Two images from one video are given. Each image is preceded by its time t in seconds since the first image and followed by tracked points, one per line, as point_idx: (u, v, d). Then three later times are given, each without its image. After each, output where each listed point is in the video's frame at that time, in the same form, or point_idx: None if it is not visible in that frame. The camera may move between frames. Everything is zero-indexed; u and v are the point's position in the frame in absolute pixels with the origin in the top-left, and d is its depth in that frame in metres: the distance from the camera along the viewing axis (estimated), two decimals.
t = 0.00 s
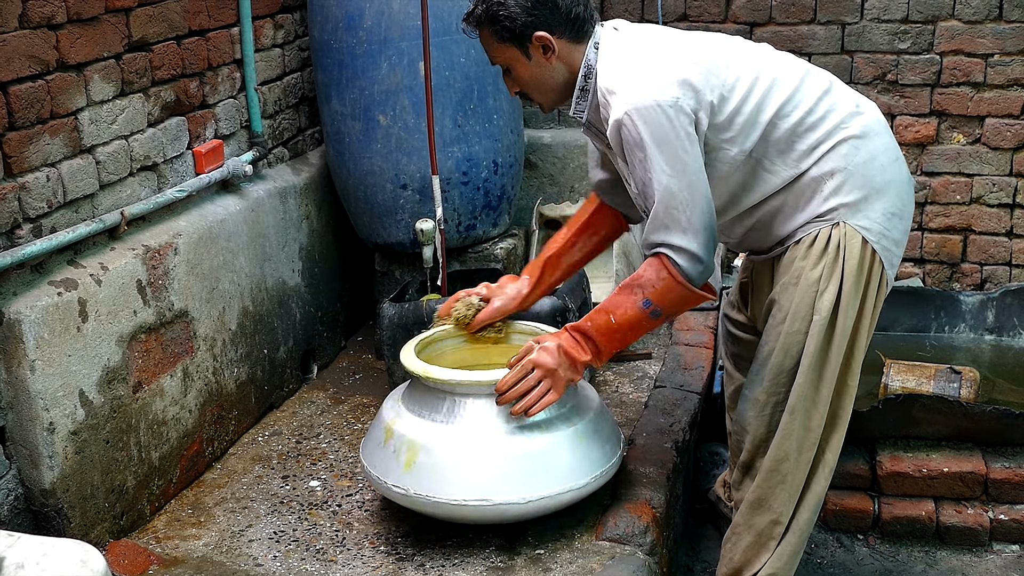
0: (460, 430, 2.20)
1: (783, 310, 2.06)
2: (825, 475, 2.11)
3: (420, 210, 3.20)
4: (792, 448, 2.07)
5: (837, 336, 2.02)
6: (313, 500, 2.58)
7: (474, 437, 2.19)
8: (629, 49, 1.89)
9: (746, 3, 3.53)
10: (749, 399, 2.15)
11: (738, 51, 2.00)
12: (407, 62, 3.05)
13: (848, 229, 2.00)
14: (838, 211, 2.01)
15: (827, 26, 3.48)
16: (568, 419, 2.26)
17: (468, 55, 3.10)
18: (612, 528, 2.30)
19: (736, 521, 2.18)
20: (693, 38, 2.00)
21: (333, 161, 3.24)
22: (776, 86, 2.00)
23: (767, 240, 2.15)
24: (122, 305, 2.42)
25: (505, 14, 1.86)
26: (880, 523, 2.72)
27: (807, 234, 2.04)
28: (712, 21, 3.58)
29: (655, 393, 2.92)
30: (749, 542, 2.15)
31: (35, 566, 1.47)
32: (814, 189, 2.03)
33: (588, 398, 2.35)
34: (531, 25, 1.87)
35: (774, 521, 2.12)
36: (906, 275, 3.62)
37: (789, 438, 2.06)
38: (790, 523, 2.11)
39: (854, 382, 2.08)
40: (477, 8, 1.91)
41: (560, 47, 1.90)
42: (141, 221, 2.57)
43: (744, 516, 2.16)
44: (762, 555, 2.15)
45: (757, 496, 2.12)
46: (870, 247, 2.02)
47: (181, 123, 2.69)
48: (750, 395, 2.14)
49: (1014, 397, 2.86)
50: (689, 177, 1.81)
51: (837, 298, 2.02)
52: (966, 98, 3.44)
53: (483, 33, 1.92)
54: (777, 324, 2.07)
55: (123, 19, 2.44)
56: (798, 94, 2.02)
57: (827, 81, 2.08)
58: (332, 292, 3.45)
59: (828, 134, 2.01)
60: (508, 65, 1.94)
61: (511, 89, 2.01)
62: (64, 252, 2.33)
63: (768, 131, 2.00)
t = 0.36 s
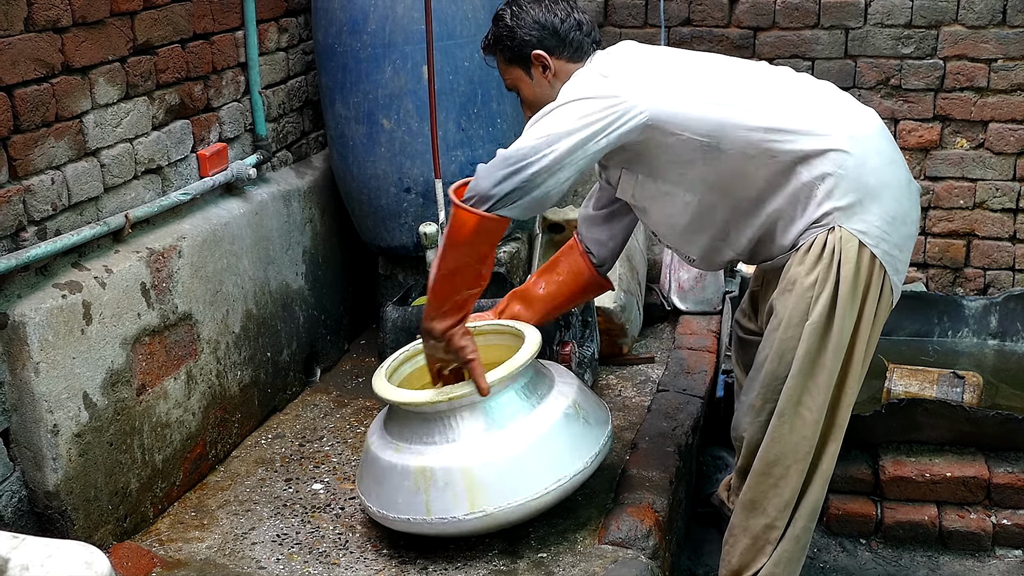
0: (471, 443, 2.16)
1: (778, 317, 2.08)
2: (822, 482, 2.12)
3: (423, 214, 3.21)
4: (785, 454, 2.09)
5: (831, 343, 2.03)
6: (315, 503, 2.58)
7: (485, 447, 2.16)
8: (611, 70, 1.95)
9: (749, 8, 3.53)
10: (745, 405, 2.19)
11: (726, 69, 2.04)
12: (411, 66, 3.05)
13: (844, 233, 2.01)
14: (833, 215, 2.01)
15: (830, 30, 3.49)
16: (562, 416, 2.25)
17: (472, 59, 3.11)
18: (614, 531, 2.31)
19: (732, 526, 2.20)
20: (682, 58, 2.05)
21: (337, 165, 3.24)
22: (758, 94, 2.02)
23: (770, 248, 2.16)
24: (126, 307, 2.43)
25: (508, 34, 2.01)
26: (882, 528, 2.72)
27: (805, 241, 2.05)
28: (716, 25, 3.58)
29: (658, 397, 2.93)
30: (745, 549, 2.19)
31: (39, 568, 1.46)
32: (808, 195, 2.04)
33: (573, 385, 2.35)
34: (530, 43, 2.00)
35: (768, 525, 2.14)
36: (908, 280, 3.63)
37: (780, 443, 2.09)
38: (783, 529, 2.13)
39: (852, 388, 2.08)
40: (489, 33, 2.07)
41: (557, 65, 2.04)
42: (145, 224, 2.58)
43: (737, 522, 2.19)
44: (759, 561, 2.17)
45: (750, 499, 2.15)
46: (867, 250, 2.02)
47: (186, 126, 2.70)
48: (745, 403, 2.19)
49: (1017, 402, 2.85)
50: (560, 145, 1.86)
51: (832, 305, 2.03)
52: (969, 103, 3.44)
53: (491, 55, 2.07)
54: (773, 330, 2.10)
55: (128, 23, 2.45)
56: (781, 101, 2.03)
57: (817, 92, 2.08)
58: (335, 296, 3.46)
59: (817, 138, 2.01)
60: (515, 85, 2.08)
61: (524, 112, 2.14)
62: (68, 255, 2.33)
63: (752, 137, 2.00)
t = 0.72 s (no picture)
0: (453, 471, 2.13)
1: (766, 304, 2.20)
2: (818, 471, 2.19)
3: (427, 217, 3.21)
4: (777, 445, 2.19)
5: (812, 332, 2.12)
6: (318, 507, 2.58)
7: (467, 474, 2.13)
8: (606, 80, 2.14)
9: (753, 13, 3.54)
10: (738, 398, 2.31)
11: (708, 79, 2.21)
12: (415, 70, 3.06)
13: (824, 224, 2.11)
14: (812, 207, 2.13)
15: (834, 35, 3.49)
16: (543, 443, 2.24)
17: (476, 63, 3.11)
18: (617, 535, 2.31)
19: (736, 523, 2.32)
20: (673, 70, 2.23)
21: (341, 169, 3.24)
22: (734, 97, 2.18)
23: (766, 244, 2.29)
24: (130, 310, 2.43)
25: (507, 68, 2.16)
26: (885, 532, 2.72)
27: (792, 236, 2.16)
28: (720, 30, 3.59)
29: (661, 400, 2.93)
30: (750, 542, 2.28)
31: (43, 570, 1.49)
32: (791, 190, 2.15)
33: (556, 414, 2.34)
34: (526, 74, 2.14)
35: (768, 520, 2.24)
36: (912, 284, 3.63)
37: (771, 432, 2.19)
38: (783, 523, 2.23)
39: (839, 383, 2.17)
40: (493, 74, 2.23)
41: (553, 92, 2.15)
42: (149, 227, 2.58)
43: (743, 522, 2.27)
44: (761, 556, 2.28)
45: (749, 493, 2.26)
46: (848, 239, 2.11)
47: (190, 130, 2.70)
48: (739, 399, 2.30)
49: (1020, 407, 2.87)
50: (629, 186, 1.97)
51: (813, 294, 2.13)
52: (973, 108, 3.44)
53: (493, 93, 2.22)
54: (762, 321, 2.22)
55: (133, 27, 2.46)
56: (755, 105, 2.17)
57: (796, 92, 2.20)
58: (339, 299, 3.46)
59: (789, 135, 2.14)
60: (518, 117, 2.21)
61: (530, 144, 2.25)
62: (73, 259, 2.34)
63: (727, 135, 2.17)
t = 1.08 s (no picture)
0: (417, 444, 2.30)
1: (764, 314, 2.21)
2: (808, 474, 2.17)
3: (441, 206, 3.39)
4: (766, 439, 2.20)
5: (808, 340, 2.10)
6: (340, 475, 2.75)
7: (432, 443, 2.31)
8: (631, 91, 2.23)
9: (749, 13, 3.71)
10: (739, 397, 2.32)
11: (719, 89, 2.23)
12: (431, 67, 3.23)
13: (828, 238, 2.07)
14: (818, 220, 2.09)
15: (824, 34, 3.67)
16: (495, 412, 2.42)
17: (487, 61, 3.28)
18: (619, 503, 2.44)
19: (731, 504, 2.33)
20: (700, 79, 2.27)
21: (361, 161, 3.43)
22: (754, 105, 2.18)
23: (777, 257, 2.27)
24: (164, 293, 2.55)
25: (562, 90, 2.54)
26: (871, 501, 2.90)
27: (793, 247, 2.14)
28: (716, 30, 3.76)
29: (661, 376, 3.12)
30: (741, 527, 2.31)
31: (82, 535, 1.37)
32: (796, 202, 2.14)
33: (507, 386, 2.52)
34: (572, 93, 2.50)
35: (758, 506, 2.26)
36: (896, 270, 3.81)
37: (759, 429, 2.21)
38: (771, 512, 2.25)
39: (831, 385, 2.13)
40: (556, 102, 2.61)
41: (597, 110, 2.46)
42: (181, 215, 2.72)
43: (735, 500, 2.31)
44: (754, 539, 2.29)
45: (744, 478, 2.28)
46: (849, 255, 2.06)
47: (220, 123, 2.87)
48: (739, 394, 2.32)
49: (998, 384, 3.08)
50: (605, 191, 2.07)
51: (812, 305, 2.11)
52: (956, 103, 3.62)
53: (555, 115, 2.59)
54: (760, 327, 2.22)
55: (165, 26, 2.58)
56: (772, 114, 2.17)
57: (807, 106, 2.20)
58: (357, 283, 3.65)
59: (798, 147, 2.14)
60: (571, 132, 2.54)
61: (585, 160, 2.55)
62: (110, 244, 2.44)
63: (737, 142, 2.16)
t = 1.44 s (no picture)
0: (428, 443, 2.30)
1: (774, 310, 2.20)
2: (817, 466, 2.18)
3: (439, 202, 3.39)
4: (776, 437, 2.18)
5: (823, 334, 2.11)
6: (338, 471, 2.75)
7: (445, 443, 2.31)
8: (625, 61, 2.04)
9: (747, 9, 3.70)
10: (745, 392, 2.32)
11: (732, 63, 2.14)
12: (429, 63, 3.23)
13: (843, 234, 2.09)
14: (833, 216, 2.11)
15: (823, 30, 3.66)
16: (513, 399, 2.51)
17: (485, 57, 3.28)
18: (617, 499, 2.44)
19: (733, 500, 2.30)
20: (700, 53, 2.15)
21: (359, 157, 3.43)
22: (768, 90, 2.12)
23: (774, 240, 2.30)
24: (162, 289, 2.55)
25: (527, 16, 2.06)
26: (870, 497, 2.90)
27: (804, 236, 2.16)
28: (715, 25, 3.75)
29: (659, 373, 3.12)
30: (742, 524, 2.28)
31: (79, 530, 1.38)
32: (810, 196, 2.14)
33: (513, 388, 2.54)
34: (551, 27, 2.05)
35: (763, 503, 2.23)
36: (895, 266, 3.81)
37: (771, 426, 2.19)
38: (775, 510, 2.22)
39: (845, 379, 2.15)
40: (506, 16, 2.10)
41: (576, 50, 2.08)
42: (179, 211, 2.72)
43: (738, 497, 2.28)
44: (756, 536, 2.26)
45: (748, 475, 2.25)
46: (863, 251, 2.10)
47: (217, 119, 2.86)
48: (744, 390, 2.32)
49: (997, 380, 3.09)
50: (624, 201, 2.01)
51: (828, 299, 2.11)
52: (954, 99, 3.61)
53: (509, 37, 2.10)
54: (770, 323, 2.22)
55: (163, 22, 2.57)
56: (790, 102, 2.11)
57: (819, 88, 2.15)
58: (354, 279, 3.65)
59: (817, 138, 2.11)
60: (531, 68, 2.12)
61: (536, 96, 2.19)
62: (107, 240, 2.43)
63: (754, 132, 2.11)
